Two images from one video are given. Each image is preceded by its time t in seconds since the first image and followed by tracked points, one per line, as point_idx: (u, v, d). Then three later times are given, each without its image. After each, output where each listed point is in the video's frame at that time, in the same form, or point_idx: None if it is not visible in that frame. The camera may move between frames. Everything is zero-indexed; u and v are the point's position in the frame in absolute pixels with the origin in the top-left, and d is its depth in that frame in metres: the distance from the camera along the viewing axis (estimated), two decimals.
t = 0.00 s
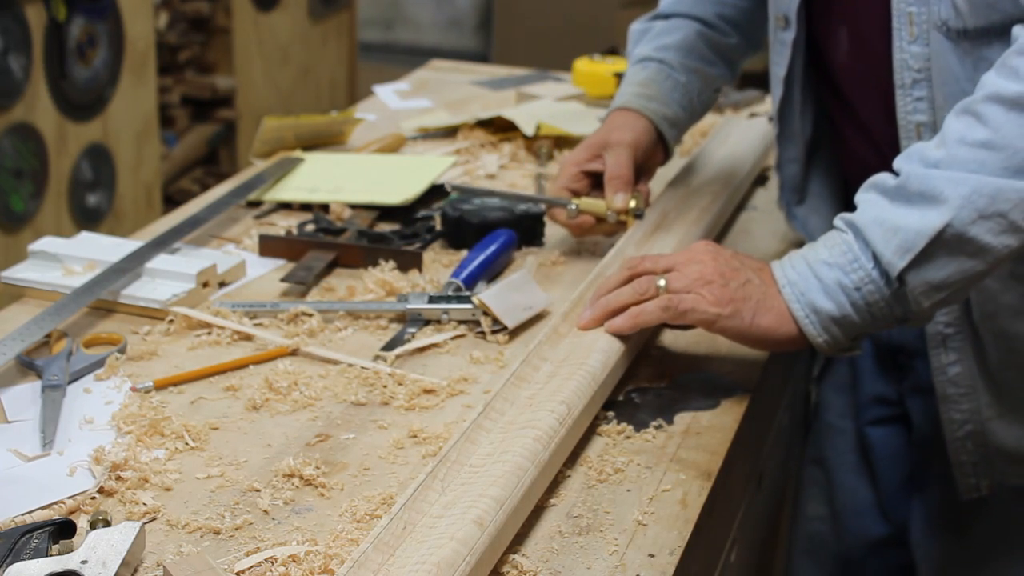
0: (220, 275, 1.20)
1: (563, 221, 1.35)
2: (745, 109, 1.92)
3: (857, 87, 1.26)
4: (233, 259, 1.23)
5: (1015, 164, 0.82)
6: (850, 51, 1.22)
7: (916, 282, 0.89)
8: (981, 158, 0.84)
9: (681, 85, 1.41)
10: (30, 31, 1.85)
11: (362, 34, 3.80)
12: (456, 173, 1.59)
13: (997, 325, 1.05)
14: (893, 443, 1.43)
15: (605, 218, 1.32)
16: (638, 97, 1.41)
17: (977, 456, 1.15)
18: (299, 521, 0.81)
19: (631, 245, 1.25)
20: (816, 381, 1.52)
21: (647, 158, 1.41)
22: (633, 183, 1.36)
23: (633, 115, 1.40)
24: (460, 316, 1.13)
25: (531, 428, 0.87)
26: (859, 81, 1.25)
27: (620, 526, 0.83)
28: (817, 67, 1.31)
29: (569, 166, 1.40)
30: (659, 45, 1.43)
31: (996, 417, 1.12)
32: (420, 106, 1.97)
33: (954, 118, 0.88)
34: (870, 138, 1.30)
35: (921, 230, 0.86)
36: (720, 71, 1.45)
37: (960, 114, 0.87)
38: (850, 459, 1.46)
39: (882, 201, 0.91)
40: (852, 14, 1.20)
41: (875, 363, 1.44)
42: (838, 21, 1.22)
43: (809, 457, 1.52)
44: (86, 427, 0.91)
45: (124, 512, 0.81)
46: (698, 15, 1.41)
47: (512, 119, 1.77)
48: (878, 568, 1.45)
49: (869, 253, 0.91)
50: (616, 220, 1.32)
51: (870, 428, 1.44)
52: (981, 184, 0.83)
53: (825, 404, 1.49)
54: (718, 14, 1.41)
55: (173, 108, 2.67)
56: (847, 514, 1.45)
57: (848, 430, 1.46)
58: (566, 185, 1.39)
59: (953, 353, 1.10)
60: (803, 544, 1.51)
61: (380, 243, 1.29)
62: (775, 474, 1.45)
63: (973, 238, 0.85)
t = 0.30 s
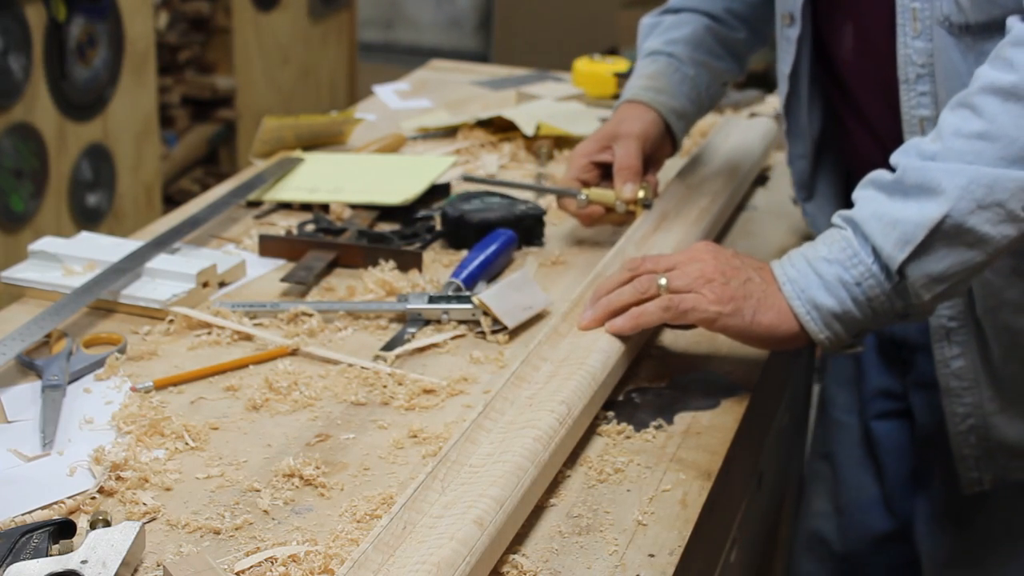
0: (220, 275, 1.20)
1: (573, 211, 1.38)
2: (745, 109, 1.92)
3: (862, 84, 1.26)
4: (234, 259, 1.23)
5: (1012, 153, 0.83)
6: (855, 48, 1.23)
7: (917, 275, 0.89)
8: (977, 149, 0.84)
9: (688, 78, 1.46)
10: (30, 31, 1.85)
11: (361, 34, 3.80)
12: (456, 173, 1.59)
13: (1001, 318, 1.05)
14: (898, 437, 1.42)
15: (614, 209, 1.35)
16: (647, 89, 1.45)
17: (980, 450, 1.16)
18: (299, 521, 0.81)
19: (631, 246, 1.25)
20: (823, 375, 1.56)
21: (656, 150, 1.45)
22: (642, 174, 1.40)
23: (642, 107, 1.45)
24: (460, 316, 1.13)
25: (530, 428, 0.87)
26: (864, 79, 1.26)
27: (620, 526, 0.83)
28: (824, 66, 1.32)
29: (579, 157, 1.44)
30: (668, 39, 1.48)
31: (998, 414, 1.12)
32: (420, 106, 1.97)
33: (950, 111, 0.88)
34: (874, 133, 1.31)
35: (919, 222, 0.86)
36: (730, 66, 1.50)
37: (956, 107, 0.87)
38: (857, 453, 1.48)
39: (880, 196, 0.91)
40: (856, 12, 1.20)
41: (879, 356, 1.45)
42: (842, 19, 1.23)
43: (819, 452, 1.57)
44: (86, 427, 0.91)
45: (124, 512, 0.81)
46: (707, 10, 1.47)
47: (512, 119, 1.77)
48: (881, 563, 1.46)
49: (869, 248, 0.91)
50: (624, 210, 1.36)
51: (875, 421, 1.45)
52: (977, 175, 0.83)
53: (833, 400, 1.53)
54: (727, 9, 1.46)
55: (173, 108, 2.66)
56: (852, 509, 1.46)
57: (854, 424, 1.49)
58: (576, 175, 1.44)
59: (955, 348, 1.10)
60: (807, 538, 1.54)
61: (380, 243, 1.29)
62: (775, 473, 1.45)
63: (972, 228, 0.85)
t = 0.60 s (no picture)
0: (220, 275, 1.20)
1: (583, 201, 1.41)
2: (745, 109, 1.92)
3: (866, 82, 1.27)
4: (234, 259, 1.23)
5: (1011, 147, 0.83)
6: (860, 46, 1.24)
7: (918, 270, 0.89)
8: (976, 144, 0.84)
9: (695, 70, 1.47)
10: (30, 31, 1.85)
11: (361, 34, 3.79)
12: (456, 173, 1.59)
13: (1000, 314, 1.05)
14: (900, 429, 1.47)
15: (623, 198, 1.38)
16: (654, 82, 1.47)
17: (979, 446, 1.16)
18: (299, 521, 0.81)
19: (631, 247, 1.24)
20: (829, 370, 1.62)
21: (664, 141, 1.47)
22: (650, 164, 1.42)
23: (649, 99, 1.47)
24: (460, 316, 1.13)
25: (530, 428, 0.87)
26: (868, 77, 1.26)
27: (620, 526, 0.83)
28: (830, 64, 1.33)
29: (588, 149, 1.47)
30: (677, 32, 1.50)
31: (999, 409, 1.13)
32: (420, 106, 1.97)
33: (948, 107, 0.88)
34: (879, 129, 1.32)
35: (919, 217, 0.86)
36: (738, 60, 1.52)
37: (955, 102, 0.88)
38: (860, 446, 1.54)
39: (880, 192, 0.91)
40: (860, 11, 1.21)
41: (882, 350, 1.49)
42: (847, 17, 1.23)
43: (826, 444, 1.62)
44: (86, 427, 0.91)
45: (124, 512, 0.81)
46: (715, 4, 1.48)
47: (512, 119, 1.77)
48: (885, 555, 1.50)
49: (869, 245, 0.91)
50: (633, 200, 1.38)
51: (879, 413, 1.50)
52: (976, 169, 0.83)
53: (838, 394, 1.58)
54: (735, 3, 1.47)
55: (173, 108, 2.66)
56: (856, 500, 1.52)
57: (857, 416, 1.55)
58: (586, 166, 1.47)
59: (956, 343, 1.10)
60: (809, 530, 1.60)
61: (380, 243, 1.29)
62: (775, 473, 1.45)
63: (972, 222, 0.85)
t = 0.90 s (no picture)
0: (220, 275, 1.20)
1: (585, 199, 1.41)
2: (745, 108, 1.92)
3: (881, 77, 1.29)
4: (234, 259, 1.23)
5: (1015, 150, 0.83)
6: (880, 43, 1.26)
7: (914, 266, 0.89)
8: (982, 144, 0.84)
9: (699, 70, 1.47)
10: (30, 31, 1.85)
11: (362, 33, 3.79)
12: (456, 173, 1.59)
13: (1004, 310, 1.05)
14: (910, 423, 1.46)
15: (625, 196, 1.38)
16: (657, 81, 1.47)
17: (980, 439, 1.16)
18: (299, 521, 0.81)
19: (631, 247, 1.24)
20: (841, 365, 1.63)
21: (666, 138, 1.48)
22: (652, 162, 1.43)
23: (651, 98, 1.47)
24: (460, 316, 1.13)
25: (531, 428, 0.87)
26: (885, 74, 1.28)
27: (620, 526, 0.83)
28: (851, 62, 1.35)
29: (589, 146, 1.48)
30: (681, 29, 1.49)
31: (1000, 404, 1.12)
32: (420, 106, 1.97)
33: (960, 103, 0.88)
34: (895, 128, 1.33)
35: (919, 214, 0.86)
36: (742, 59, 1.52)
37: (966, 99, 0.87)
38: (870, 441, 1.53)
39: (886, 182, 0.91)
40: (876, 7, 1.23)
41: (893, 346, 1.49)
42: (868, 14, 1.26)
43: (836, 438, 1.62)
44: (86, 427, 0.91)
45: (124, 512, 0.81)
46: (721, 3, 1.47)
47: (512, 119, 1.77)
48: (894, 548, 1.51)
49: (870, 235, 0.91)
50: (635, 199, 1.38)
51: (889, 410, 1.49)
52: (979, 171, 0.83)
53: (848, 389, 1.59)
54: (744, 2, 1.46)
55: (173, 108, 2.66)
56: (867, 495, 1.52)
57: (867, 411, 1.55)
58: (587, 164, 1.48)
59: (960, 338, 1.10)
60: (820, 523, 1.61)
61: (380, 243, 1.29)
62: (776, 472, 1.45)
63: (970, 224, 0.85)
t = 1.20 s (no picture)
0: (220, 275, 1.20)
1: (584, 198, 1.40)
2: (745, 109, 1.93)
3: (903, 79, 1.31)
4: (234, 259, 1.23)
5: (997, 167, 0.92)
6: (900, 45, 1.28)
7: (896, 253, 1.01)
8: (968, 157, 0.93)
9: (704, 70, 1.48)
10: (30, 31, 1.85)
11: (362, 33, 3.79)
12: (457, 173, 1.59)
13: None
14: (931, 422, 1.60)
15: (625, 196, 1.38)
16: (660, 80, 1.48)
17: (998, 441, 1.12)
18: (299, 521, 0.81)
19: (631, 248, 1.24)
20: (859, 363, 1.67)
21: (666, 139, 1.48)
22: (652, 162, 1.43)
23: (654, 98, 1.47)
24: (460, 316, 1.13)
25: (531, 428, 0.87)
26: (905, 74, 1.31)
27: (620, 526, 0.83)
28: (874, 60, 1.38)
29: (591, 146, 1.47)
30: (688, 29, 1.50)
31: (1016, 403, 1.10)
32: (420, 106, 1.97)
33: (962, 109, 0.96)
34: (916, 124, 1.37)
35: (902, 213, 0.98)
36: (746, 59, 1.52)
37: (966, 108, 0.95)
38: (888, 437, 1.61)
39: (886, 171, 1.02)
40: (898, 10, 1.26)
41: (915, 342, 1.60)
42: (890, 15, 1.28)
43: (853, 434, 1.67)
44: (86, 427, 0.91)
45: (124, 512, 0.80)
46: (731, 4, 1.47)
47: (512, 119, 1.77)
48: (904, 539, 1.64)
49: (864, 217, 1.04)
50: (635, 199, 1.38)
51: (910, 409, 1.61)
52: (958, 184, 0.94)
53: (868, 387, 1.64)
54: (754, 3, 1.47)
55: (173, 108, 2.66)
56: (883, 490, 1.62)
57: (886, 411, 1.61)
58: (588, 164, 1.47)
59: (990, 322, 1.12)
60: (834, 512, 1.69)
61: (380, 243, 1.29)
62: (776, 472, 1.45)
63: (947, 229, 0.96)
